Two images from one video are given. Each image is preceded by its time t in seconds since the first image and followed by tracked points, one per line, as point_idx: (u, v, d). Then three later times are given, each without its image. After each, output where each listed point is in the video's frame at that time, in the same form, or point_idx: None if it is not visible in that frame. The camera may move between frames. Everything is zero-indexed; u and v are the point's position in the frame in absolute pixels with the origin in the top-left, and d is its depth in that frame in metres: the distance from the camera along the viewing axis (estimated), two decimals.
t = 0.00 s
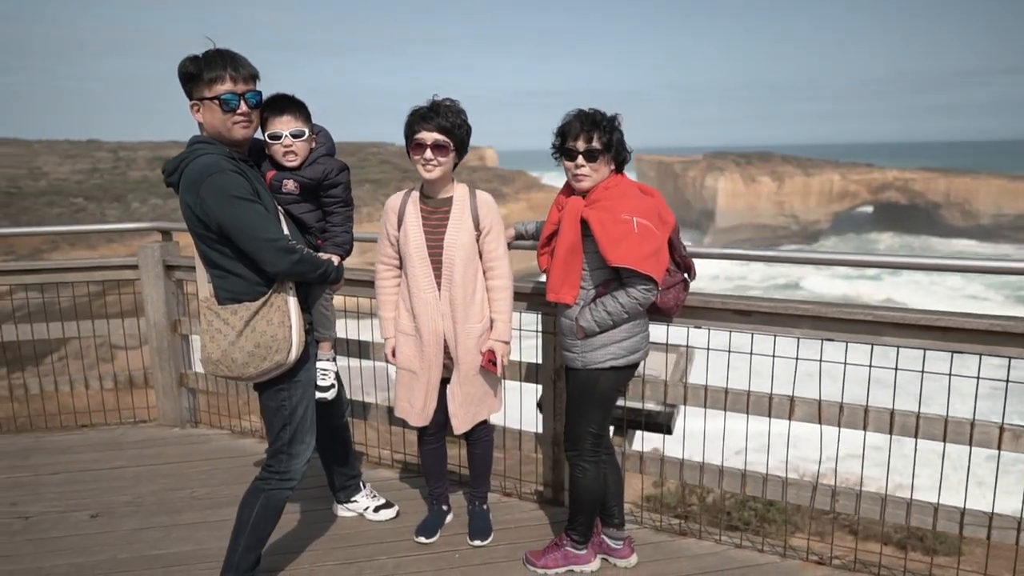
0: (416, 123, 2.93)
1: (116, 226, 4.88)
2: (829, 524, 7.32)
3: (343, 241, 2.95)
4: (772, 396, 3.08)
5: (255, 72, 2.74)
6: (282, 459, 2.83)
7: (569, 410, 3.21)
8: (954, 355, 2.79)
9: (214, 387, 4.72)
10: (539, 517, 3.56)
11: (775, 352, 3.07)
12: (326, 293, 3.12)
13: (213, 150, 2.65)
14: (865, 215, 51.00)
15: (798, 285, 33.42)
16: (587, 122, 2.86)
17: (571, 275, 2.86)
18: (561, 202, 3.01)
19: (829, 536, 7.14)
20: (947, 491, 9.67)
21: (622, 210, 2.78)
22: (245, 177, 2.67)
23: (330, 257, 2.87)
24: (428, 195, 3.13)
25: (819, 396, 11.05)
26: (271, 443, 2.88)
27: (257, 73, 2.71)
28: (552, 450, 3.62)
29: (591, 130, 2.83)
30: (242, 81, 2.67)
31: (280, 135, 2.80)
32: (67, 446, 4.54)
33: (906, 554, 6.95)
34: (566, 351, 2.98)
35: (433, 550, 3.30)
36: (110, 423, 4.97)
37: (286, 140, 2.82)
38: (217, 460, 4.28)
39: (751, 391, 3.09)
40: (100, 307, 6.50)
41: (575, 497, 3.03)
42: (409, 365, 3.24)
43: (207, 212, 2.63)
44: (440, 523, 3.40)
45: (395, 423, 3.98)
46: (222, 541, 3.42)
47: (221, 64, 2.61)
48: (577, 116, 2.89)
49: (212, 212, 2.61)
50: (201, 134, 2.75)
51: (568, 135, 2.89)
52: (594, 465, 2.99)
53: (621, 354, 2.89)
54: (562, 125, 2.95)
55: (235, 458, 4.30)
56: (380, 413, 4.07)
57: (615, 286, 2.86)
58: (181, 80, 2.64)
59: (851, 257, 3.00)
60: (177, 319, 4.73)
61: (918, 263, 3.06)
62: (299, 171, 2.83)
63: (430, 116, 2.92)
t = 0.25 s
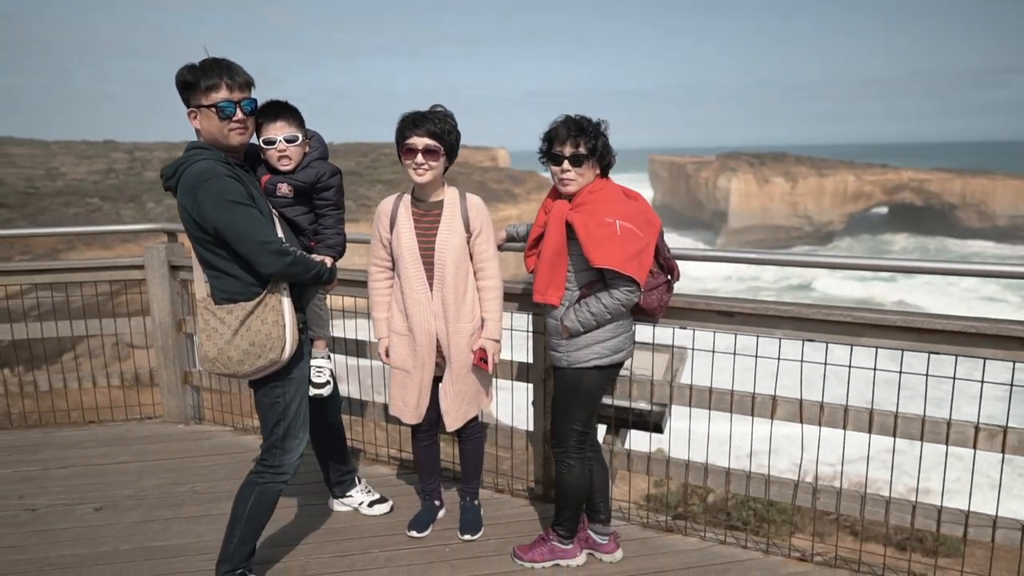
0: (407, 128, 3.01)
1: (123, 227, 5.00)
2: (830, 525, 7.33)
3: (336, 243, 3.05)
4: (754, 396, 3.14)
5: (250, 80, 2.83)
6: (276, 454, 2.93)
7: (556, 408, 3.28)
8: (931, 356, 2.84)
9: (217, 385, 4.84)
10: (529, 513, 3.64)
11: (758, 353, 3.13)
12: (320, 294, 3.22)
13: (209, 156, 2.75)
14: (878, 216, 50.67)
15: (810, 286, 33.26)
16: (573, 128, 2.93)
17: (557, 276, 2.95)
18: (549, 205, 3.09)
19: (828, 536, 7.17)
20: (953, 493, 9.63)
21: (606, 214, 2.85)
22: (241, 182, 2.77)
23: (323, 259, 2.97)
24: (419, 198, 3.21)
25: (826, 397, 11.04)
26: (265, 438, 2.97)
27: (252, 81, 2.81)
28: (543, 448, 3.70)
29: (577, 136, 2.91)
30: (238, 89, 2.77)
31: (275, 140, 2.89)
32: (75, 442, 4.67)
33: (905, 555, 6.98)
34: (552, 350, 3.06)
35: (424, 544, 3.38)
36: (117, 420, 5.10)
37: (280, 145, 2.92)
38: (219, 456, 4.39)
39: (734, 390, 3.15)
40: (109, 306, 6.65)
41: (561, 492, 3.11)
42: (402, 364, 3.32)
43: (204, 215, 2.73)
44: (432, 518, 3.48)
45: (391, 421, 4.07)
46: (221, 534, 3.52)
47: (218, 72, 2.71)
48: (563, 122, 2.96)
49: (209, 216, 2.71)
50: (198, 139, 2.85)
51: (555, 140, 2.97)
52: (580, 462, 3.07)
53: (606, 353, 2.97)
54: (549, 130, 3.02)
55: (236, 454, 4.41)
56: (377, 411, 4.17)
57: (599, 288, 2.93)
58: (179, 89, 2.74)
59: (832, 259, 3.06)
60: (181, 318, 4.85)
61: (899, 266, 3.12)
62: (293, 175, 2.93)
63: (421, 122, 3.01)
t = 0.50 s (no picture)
0: (396, 134, 3.10)
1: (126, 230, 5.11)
2: (827, 527, 7.36)
3: (325, 245, 3.14)
4: (734, 396, 3.21)
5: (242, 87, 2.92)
6: (266, 449, 3.02)
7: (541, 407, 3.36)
8: (905, 358, 2.90)
9: (216, 384, 4.94)
10: (517, 510, 3.71)
11: (737, 354, 3.20)
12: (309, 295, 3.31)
13: (202, 161, 2.84)
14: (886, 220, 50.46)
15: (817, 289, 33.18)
16: (556, 133, 3.01)
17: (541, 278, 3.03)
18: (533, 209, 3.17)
19: (824, 539, 7.20)
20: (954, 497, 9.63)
21: (587, 218, 2.92)
22: (232, 187, 2.86)
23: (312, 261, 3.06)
24: (408, 202, 3.29)
25: (827, 400, 11.05)
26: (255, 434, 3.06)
27: (244, 88, 2.90)
28: (530, 446, 3.77)
29: (559, 141, 2.99)
30: (230, 96, 2.86)
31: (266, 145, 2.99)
32: (77, 439, 4.78)
33: (900, 558, 7.00)
34: (536, 350, 3.14)
35: (413, 540, 3.46)
36: (119, 418, 5.20)
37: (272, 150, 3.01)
38: (216, 454, 4.49)
39: (715, 390, 3.22)
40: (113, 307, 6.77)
41: (544, 489, 3.18)
42: (393, 363, 3.40)
43: (197, 219, 2.82)
44: (421, 515, 3.56)
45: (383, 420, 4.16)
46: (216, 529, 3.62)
47: (211, 80, 2.80)
48: (547, 127, 3.04)
49: (201, 220, 2.80)
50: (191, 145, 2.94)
51: (539, 145, 3.04)
52: (563, 459, 3.14)
53: (588, 353, 3.04)
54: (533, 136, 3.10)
55: (233, 452, 4.51)
56: (370, 410, 4.25)
57: (581, 290, 3.01)
58: (173, 96, 2.83)
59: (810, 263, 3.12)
60: (181, 319, 4.96)
61: (876, 269, 3.18)
62: (284, 179, 3.03)
63: (409, 128, 3.09)
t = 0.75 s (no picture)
0: (381, 142, 3.18)
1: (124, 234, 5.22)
2: (820, 532, 7.39)
3: (312, 249, 3.23)
4: (712, 398, 3.27)
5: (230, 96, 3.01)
6: (252, 448, 3.10)
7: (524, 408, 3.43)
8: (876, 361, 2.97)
9: (211, 386, 5.03)
10: (501, 510, 3.78)
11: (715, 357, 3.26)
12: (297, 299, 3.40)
13: (191, 168, 2.93)
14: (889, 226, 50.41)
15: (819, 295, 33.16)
16: (536, 141, 3.09)
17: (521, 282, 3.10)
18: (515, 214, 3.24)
19: (816, 542, 7.23)
20: (950, 502, 9.64)
21: (565, 223, 2.99)
22: (221, 193, 2.95)
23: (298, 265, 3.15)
24: (394, 208, 3.37)
25: (823, 405, 11.08)
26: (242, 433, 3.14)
27: (232, 96, 2.98)
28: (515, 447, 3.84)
29: (539, 148, 3.06)
30: (219, 105, 2.95)
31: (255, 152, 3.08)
32: (75, 439, 4.87)
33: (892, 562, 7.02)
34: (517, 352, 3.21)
35: (399, 538, 3.54)
36: (115, 420, 5.29)
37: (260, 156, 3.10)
38: (210, 454, 4.57)
39: (693, 392, 3.29)
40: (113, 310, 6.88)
41: (526, 488, 3.25)
42: (380, 365, 3.47)
43: (186, 224, 2.90)
44: (407, 514, 3.63)
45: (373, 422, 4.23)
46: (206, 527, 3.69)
47: (200, 89, 2.88)
48: (528, 135, 3.11)
49: (190, 225, 2.89)
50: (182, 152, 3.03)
51: (520, 152, 3.12)
52: (543, 459, 3.21)
53: (567, 354, 3.11)
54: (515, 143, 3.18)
55: (226, 452, 4.59)
56: (360, 412, 4.33)
57: (560, 293, 3.08)
58: (163, 105, 2.91)
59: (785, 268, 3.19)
60: (177, 321, 5.05)
61: (852, 274, 3.24)
62: (272, 185, 3.12)
63: (394, 135, 3.17)
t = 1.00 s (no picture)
0: (364, 148, 3.26)
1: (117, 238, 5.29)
2: (808, 535, 7.44)
3: (296, 253, 3.32)
4: (687, 399, 3.34)
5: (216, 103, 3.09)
6: (236, 446, 3.17)
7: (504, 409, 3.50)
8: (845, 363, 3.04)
9: (201, 388, 5.10)
10: (483, 509, 3.85)
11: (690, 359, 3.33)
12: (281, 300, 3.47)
13: (177, 173, 3.00)
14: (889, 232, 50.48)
15: (818, 301, 33.19)
16: (514, 148, 3.16)
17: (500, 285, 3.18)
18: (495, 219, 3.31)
19: (804, 545, 7.28)
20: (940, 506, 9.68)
21: (542, 228, 3.07)
22: (206, 197, 3.02)
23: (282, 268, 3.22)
24: (377, 213, 3.45)
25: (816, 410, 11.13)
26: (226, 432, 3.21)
27: (217, 104, 3.06)
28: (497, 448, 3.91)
29: (517, 155, 3.14)
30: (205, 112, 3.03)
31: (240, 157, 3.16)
32: (67, 440, 4.94)
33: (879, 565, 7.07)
34: (496, 354, 3.28)
35: (381, 536, 3.60)
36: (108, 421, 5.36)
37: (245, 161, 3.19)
38: (199, 454, 4.64)
39: (668, 393, 3.36)
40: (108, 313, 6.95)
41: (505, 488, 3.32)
42: (363, 366, 3.54)
43: (172, 228, 2.98)
44: (390, 513, 3.69)
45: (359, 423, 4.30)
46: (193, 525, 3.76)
47: (186, 97, 2.96)
48: (507, 142, 3.19)
49: (176, 229, 2.96)
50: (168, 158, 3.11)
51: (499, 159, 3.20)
52: (522, 458, 3.28)
53: (544, 356, 3.18)
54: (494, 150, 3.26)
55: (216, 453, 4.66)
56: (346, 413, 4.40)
57: (538, 296, 3.16)
58: (150, 113, 2.99)
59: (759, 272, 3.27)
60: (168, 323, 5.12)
61: (823, 278, 3.31)
62: (256, 190, 3.20)
63: (377, 142, 3.25)
